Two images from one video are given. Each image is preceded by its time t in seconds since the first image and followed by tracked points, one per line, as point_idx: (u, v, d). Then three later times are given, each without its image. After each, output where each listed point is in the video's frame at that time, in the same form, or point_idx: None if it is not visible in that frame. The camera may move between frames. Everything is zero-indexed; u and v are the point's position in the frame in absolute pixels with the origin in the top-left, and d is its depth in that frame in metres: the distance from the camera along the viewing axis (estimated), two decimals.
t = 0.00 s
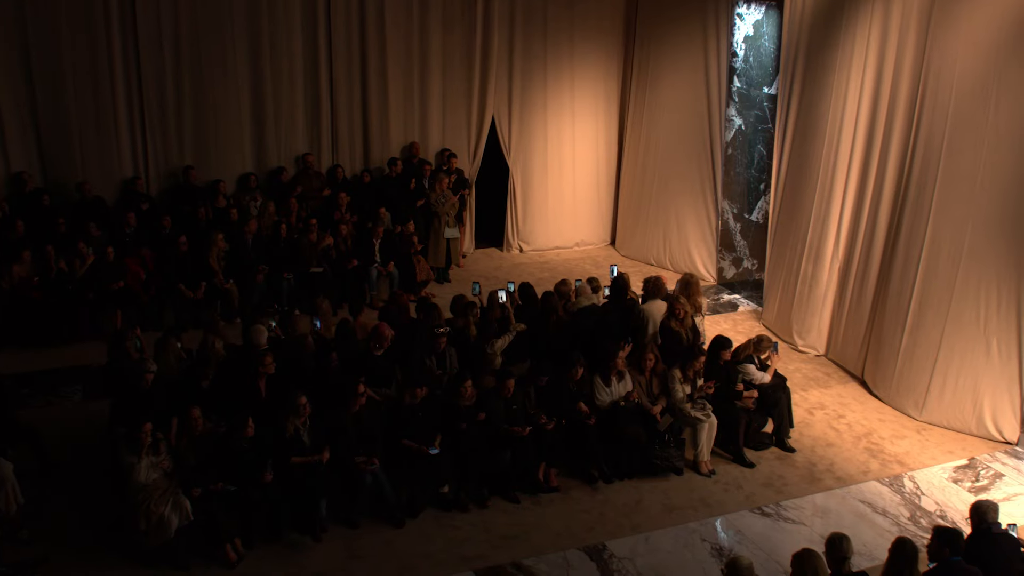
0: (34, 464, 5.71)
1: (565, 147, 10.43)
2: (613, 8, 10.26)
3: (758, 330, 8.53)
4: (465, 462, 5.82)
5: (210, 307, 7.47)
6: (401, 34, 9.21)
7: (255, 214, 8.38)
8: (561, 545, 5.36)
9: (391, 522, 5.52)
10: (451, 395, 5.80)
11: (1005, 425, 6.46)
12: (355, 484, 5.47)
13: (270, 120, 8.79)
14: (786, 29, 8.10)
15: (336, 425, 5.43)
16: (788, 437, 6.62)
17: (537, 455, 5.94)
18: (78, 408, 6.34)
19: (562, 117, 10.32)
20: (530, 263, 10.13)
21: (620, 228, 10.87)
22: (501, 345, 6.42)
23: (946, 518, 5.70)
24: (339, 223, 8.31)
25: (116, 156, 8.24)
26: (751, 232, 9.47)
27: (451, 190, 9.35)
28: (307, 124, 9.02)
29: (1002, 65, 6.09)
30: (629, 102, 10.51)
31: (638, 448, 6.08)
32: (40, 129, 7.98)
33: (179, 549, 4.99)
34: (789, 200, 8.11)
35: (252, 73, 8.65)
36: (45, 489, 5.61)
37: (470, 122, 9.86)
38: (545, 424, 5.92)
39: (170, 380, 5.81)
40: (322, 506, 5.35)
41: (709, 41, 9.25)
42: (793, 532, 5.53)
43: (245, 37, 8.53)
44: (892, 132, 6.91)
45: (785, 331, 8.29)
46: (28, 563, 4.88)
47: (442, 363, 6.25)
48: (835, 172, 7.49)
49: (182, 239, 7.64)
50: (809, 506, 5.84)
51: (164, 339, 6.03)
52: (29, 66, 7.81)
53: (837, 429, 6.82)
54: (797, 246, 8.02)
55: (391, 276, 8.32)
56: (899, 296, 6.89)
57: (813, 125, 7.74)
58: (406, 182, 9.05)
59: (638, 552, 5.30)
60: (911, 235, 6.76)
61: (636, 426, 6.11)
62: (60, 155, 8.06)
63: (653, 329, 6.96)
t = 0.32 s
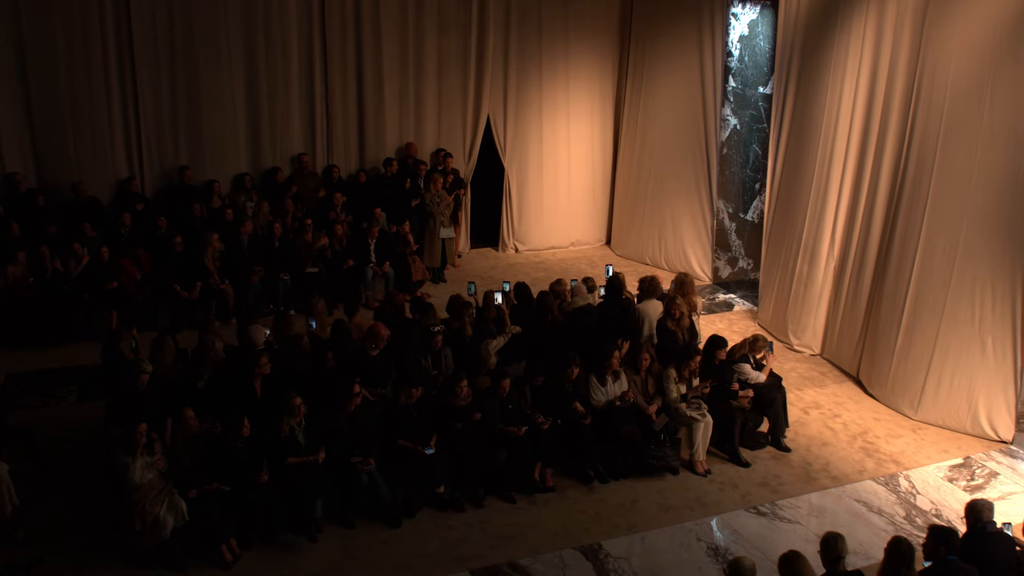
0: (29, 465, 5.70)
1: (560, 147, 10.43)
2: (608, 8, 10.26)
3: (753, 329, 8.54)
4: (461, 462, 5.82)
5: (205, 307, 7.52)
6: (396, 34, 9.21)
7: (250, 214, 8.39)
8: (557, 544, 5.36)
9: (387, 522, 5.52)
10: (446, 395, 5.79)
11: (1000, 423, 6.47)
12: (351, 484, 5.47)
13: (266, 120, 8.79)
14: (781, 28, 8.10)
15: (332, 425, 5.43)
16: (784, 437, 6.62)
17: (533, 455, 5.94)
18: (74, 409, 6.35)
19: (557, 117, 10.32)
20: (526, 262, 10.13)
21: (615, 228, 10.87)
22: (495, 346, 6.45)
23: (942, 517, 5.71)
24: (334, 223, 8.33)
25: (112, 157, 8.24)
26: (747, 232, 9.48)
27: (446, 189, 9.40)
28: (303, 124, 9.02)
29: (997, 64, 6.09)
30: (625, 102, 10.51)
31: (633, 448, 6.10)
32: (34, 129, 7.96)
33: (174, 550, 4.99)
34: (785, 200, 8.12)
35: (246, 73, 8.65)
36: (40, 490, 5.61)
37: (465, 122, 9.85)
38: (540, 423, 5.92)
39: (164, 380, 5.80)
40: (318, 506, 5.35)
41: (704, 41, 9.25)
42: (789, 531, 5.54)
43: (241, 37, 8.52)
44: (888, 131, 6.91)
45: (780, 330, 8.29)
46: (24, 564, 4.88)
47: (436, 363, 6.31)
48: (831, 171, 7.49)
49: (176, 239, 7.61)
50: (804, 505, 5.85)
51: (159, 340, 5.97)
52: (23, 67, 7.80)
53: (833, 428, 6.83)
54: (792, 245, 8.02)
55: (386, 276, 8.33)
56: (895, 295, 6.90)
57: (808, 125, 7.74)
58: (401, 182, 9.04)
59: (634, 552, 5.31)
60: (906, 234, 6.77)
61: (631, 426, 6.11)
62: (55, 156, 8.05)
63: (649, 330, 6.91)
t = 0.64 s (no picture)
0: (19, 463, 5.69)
1: (550, 143, 10.43)
2: (598, 4, 10.26)
3: (743, 324, 8.57)
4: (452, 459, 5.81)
5: (195, 305, 7.49)
6: (385, 31, 9.19)
7: (239, 211, 8.37)
8: (548, 540, 5.37)
9: (378, 519, 5.52)
10: (436, 391, 5.76)
11: (988, 417, 6.49)
12: (341, 481, 5.47)
13: (254, 116, 8.77)
14: (770, 25, 8.11)
15: (322, 422, 5.42)
16: (773, 432, 6.64)
17: (523, 451, 5.95)
18: (63, 407, 6.33)
19: (547, 113, 10.32)
20: (517, 259, 10.13)
21: (604, 224, 10.88)
22: (485, 342, 6.40)
23: (930, 510, 5.73)
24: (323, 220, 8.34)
25: (100, 154, 8.22)
26: (736, 227, 9.28)
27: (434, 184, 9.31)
28: (292, 120, 9.00)
29: (985, 59, 6.11)
30: (614, 98, 10.51)
31: (624, 444, 6.09)
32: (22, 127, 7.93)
33: (165, 547, 5.00)
34: (774, 196, 8.14)
35: (235, 69, 8.62)
36: (29, 488, 5.60)
37: (454, 118, 9.84)
38: (530, 420, 5.92)
39: (154, 378, 5.79)
40: (309, 503, 5.34)
41: (693, 36, 9.26)
42: (779, 526, 5.55)
43: (229, 34, 8.50)
44: (876, 126, 6.93)
45: (770, 325, 8.31)
46: (14, 562, 4.87)
47: (427, 359, 6.28)
48: (820, 167, 7.51)
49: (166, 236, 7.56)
50: (794, 499, 5.86)
51: (149, 338, 5.98)
52: (9, 64, 7.76)
53: (822, 423, 6.84)
54: (781, 240, 8.04)
55: (376, 273, 8.30)
56: (884, 290, 6.92)
57: (797, 121, 7.77)
58: (390, 177, 9.04)
59: (624, 547, 5.32)
60: (895, 230, 6.79)
61: (621, 422, 6.13)
62: (43, 153, 8.02)
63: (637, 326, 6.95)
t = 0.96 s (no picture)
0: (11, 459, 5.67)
1: (542, 138, 10.43)
2: None
3: (735, 319, 8.59)
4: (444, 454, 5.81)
5: (186, 302, 7.54)
6: (376, 25, 9.18)
7: (230, 206, 8.36)
8: (541, 534, 5.38)
9: (371, 514, 5.51)
10: (428, 386, 5.78)
11: (979, 411, 6.51)
12: (334, 476, 5.45)
13: (246, 111, 8.76)
14: (762, 19, 8.12)
15: (314, 417, 5.42)
16: (765, 426, 6.65)
17: (515, 446, 5.95)
18: (54, 403, 6.33)
19: (538, 108, 10.32)
20: (510, 254, 10.13)
21: (596, 219, 10.89)
22: (477, 337, 6.35)
23: (922, 504, 5.75)
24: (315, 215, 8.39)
25: (91, 150, 8.20)
26: (727, 221, 9.42)
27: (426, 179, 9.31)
28: (283, 116, 8.99)
29: (976, 53, 6.12)
30: (606, 92, 10.51)
31: (616, 438, 6.13)
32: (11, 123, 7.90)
33: (156, 543, 5.00)
34: (766, 190, 8.16)
35: (226, 63, 8.59)
36: (20, 485, 5.58)
37: (446, 113, 9.84)
38: (522, 415, 5.94)
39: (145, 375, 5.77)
40: (301, 499, 5.34)
41: (685, 31, 9.26)
42: (771, 520, 5.56)
43: (220, 29, 8.48)
44: (868, 121, 6.93)
45: (761, 320, 8.33)
46: (5, 559, 4.87)
47: (419, 354, 6.18)
48: (812, 161, 7.52)
49: (157, 233, 7.59)
50: (786, 493, 5.87)
51: (140, 334, 5.92)
52: None
53: (814, 417, 6.86)
54: (773, 235, 8.06)
55: (368, 268, 8.36)
56: (875, 285, 6.94)
57: (789, 115, 7.79)
58: (382, 173, 9.07)
59: (616, 541, 5.32)
60: (886, 224, 6.81)
61: (614, 416, 6.13)
62: (33, 149, 7.99)
63: (631, 321, 6.91)
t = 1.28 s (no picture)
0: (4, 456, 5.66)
1: (535, 134, 10.43)
2: None
3: (728, 314, 8.61)
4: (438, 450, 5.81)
5: (179, 299, 7.54)
6: (369, 21, 9.16)
7: (223, 203, 8.31)
8: (535, 530, 5.38)
9: (365, 510, 5.51)
10: (422, 382, 5.78)
11: (971, 405, 6.53)
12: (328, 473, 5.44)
13: (239, 108, 8.74)
14: (755, 15, 8.12)
15: (308, 414, 5.41)
16: (759, 421, 6.66)
17: (510, 442, 5.94)
18: (48, 400, 6.32)
19: (531, 104, 10.32)
20: (504, 251, 10.12)
21: (590, 215, 10.90)
22: (471, 333, 6.37)
23: (915, 498, 5.76)
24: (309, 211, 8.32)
25: (84, 146, 8.18)
26: (720, 217, 9.31)
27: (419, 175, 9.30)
28: (277, 113, 8.99)
29: (968, 49, 6.12)
30: (600, 88, 10.51)
31: (609, 433, 6.13)
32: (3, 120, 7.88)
33: (150, 540, 5.00)
34: (759, 185, 8.18)
35: (218, 59, 8.57)
36: (14, 482, 5.57)
37: (439, 109, 9.83)
38: (516, 411, 5.94)
39: (139, 372, 5.75)
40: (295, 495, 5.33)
41: (678, 27, 9.27)
42: (765, 515, 5.58)
43: (212, 25, 8.46)
44: (861, 116, 6.94)
45: (755, 315, 8.35)
46: None
47: (413, 350, 6.25)
48: (805, 156, 7.53)
49: (150, 229, 7.53)
50: (780, 488, 5.88)
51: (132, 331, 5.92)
52: None
53: (808, 412, 6.87)
54: (767, 230, 8.07)
55: (361, 264, 8.35)
56: (868, 280, 6.96)
57: (782, 111, 7.80)
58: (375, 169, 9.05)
59: (611, 537, 5.33)
60: (879, 219, 6.82)
61: (607, 411, 6.15)
62: (26, 145, 7.97)
63: (624, 317, 7.00)
